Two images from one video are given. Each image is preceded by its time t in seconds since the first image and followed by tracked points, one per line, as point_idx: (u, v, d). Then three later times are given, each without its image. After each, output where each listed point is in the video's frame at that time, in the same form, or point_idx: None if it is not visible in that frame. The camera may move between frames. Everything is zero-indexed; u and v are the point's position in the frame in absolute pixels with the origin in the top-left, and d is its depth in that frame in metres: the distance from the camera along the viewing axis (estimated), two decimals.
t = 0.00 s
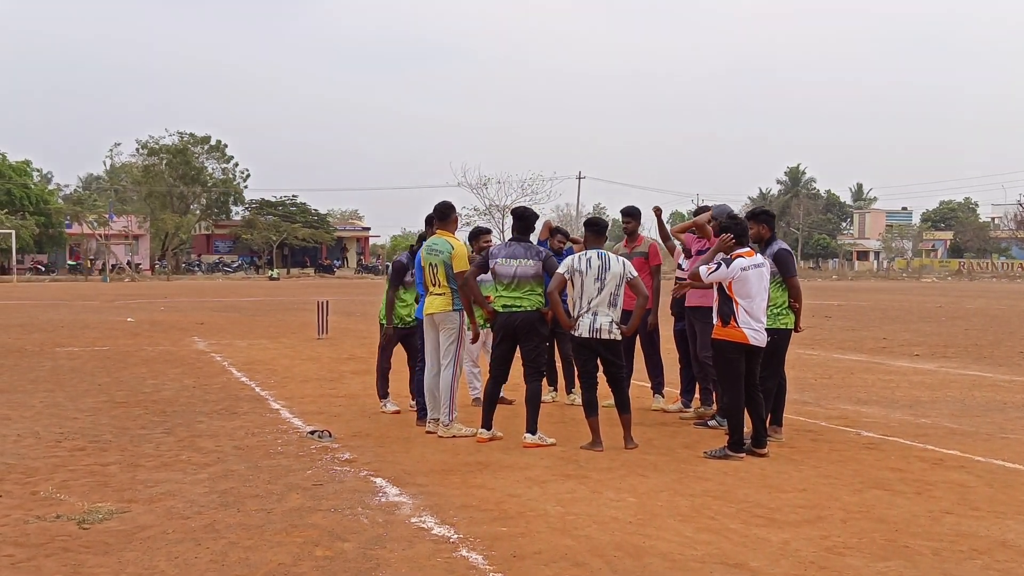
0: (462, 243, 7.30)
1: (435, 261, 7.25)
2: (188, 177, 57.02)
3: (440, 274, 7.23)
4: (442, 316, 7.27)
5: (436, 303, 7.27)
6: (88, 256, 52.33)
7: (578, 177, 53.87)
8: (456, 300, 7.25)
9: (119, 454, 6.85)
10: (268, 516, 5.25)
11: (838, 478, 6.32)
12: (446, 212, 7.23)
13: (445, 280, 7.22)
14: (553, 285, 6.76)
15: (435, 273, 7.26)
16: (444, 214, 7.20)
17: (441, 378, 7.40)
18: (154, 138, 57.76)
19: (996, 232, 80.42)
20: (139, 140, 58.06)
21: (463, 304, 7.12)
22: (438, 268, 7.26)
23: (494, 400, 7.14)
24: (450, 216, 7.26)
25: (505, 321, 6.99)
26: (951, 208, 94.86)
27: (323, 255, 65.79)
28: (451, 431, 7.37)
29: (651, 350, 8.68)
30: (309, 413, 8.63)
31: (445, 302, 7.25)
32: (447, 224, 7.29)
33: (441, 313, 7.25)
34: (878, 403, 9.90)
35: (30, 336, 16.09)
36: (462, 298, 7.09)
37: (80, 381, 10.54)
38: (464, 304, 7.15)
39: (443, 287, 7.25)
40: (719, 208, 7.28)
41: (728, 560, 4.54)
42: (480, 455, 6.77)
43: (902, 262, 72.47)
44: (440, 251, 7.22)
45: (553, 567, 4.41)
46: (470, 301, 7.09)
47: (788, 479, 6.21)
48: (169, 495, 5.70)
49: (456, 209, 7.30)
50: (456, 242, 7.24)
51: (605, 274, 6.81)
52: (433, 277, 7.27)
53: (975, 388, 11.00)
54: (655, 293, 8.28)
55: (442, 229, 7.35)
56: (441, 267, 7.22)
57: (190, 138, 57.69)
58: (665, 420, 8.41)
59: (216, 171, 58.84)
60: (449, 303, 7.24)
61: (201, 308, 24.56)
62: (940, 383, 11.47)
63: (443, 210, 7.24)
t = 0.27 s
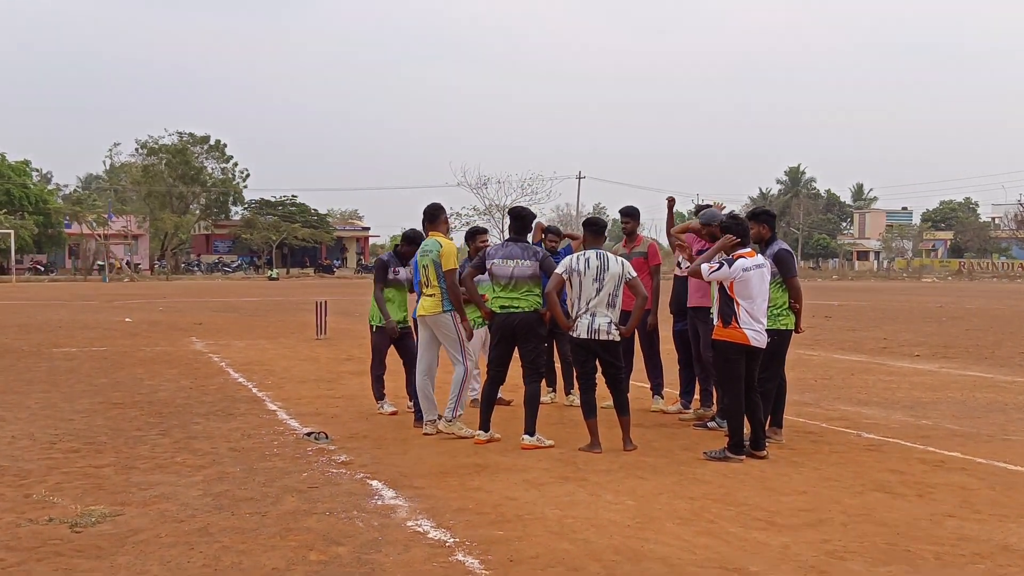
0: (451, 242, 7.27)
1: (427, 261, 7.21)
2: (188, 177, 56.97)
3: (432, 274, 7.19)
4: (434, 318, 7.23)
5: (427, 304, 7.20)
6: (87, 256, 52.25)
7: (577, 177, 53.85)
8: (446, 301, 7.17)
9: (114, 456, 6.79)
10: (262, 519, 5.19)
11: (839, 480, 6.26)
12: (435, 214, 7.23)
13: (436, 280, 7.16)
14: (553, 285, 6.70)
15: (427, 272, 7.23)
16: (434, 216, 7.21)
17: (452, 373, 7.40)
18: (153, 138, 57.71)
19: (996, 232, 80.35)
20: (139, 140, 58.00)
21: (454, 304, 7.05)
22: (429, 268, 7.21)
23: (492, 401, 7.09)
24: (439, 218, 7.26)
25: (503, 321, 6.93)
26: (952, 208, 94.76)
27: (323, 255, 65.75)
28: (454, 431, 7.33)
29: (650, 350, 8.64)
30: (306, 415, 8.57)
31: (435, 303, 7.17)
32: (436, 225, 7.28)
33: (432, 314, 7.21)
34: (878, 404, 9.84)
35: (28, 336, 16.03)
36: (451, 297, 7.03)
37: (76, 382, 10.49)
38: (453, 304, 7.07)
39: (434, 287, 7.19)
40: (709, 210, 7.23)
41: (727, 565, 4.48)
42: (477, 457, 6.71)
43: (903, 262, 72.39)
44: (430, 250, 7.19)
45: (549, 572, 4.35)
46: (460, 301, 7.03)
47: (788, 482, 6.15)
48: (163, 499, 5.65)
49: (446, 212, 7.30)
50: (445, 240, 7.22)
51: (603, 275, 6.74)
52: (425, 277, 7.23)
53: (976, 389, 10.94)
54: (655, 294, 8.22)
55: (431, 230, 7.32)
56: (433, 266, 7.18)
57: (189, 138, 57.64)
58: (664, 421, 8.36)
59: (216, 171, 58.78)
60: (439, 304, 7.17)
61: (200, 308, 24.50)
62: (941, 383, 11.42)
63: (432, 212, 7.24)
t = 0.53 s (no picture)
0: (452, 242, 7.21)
1: (428, 261, 7.15)
2: (187, 177, 56.93)
3: (433, 274, 7.12)
4: (435, 318, 7.18)
5: (428, 303, 7.17)
6: (87, 256, 52.18)
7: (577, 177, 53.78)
8: (447, 301, 7.13)
9: (110, 458, 6.73)
10: (258, 522, 5.14)
11: (841, 482, 6.21)
12: (434, 213, 7.21)
13: (438, 280, 7.11)
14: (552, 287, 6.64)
15: (427, 273, 7.17)
16: (433, 215, 7.18)
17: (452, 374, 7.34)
18: (153, 137, 57.66)
19: (997, 231, 80.27)
20: (138, 140, 57.95)
21: (455, 305, 7.01)
22: (430, 268, 7.15)
23: (490, 403, 7.03)
24: (438, 218, 7.23)
25: (501, 322, 6.87)
26: (953, 208, 94.68)
27: (323, 254, 65.71)
28: (456, 434, 7.26)
29: (650, 351, 8.58)
30: (304, 416, 8.52)
31: (437, 303, 7.14)
32: (435, 225, 7.23)
33: (433, 313, 7.17)
34: (880, 405, 9.78)
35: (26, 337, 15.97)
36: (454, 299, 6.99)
37: (74, 383, 10.44)
38: (455, 303, 7.02)
39: (435, 288, 7.14)
40: (710, 205, 7.20)
41: (729, 570, 4.43)
42: (476, 459, 6.66)
43: (903, 262, 72.33)
44: (430, 250, 7.13)
45: None
46: (461, 302, 6.98)
47: (789, 484, 6.10)
48: (159, 502, 5.59)
49: (445, 211, 7.25)
50: (445, 239, 7.15)
51: (602, 275, 6.68)
52: (426, 277, 7.17)
53: (978, 390, 10.88)
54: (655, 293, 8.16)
55: (430, 230, 7.26)
56: (433, 266, 7.11)
57: (189, 137, 57.59)
58: (664, 423, 8.30)
59: (216, 171, 58.73)
60: (441, 303, 7.14)
61: (199, 308, 24.45)
62: (943, 384, 11.36)
63: (431, 211, 7.20)
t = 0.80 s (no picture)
0: (459, 244, 7.22)
1: (435, 263, 7.13)
2: (187, 177, 56.93)
3: (440, 275, 7.10)
4: (444, 318, 7.17)
5: (437, 304, 7.15)
6: (86, 256, 52.14)
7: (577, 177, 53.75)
8: (456, 302, 7.12)
9: (111, 459, 6.70)
10: (261, 524, 5.11)
11: (845, 484, 6.18)
12: (443, 211, 7.18)
13: (446, 282, 7.08)
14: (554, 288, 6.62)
15: (434, 274, 7.14)
16: (441, 215, 7.16)
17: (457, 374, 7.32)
18: (153, 138, 57.64)
19: (996, 232, 80.28)
20: (138, 140, 57.94)
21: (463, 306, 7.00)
22: (437, 269, 7.13)
23: (492, 404, 7.01)
24: (447, 216, 7.21)
25: (500, 322, 6.85)
26: (952, 208, 94.66)
27: (323, 254, 65.69)
28: (459, 435, 7.23)
29: (652, 351, 8.55)
30: (306, 416, 8.49)
31: (446, 304, 7.12)
32: (444, 225, 7.24)
33: (441, 315, 7.15)
34: (883, 406, 9.75)
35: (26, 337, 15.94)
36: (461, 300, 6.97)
37: (74, 383, 10.41)
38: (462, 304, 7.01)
39: (443, 289, 7.12)
40: (714, 205, 7.15)
41: (735, 572, 4.40)
42: (479, 460, 6.62)
43: (902, 262, 72.33)
44: (438, 251, 7.11)
45: None
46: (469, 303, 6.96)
47: (794, 486, 6.06)
48: (161, 503, 5.56)
49: (455, 211, 7.25)
50: (452, 242, 7.16)
51: (607, 275, 6.66)
52: (433, 279, 7.14)
53: (981, 390, 10.85)
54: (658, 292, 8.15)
55: (438, 231, 7.25)
56: (441, 268, 7.09)
57: (188, 138, 57.57)
58: (668, 424, 8.26)
59: (215, 171, 58.71)
60: (450, 304, 7.12)
61: (199, 308, 24.43)
62: (946, 384, 11.33)
63: (439, 210, 7.19)
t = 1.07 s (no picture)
0: (469, 246, 7.24)
1: (444, 262, 7.11)
2: (187, 177, 56.91)
3: (449, 275, 7.08)
4: (453, 318, 7.13)
5: (447, 304, 7.11)
6: (87, 256, 52.12)
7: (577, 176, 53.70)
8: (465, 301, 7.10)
9: (116, 459, 6.68)
10: (268, 525, 5.09)
11: (853, 484, 6.16)
12: (456, 211, 7.18)
13: (455, 281, 7.06)
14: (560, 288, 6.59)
15: (444, 273, 7.13)
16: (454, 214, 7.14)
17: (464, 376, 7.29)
18: (153, 138, 57.62)
19: (997, 231, 80.24)
20: (138, 140, 57.91)
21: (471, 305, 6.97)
22: (446, 269, 7.11)
23: (498, 404, 6.99)
24: (459, 215, 7.21)
25: (506, 322, 6.84)
26: (953, 208, 94.60)
27: (323, 254, 65.67)
28: (465, 435, 7.21)
29: (658, 351, 8.53)
30: (311, 416, 8.47)
31: (456, 304, 7.09)
32: (454, 225, 7.22)
33: (451, 314, 7.12)
34: (888, 405, 9.73)
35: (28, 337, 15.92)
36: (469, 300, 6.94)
37: (78, 383, 10.39)
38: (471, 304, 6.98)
39: (453, 289, 7.10)
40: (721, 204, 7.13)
41: (746, 573, 4.38)
42: (486, 460, 6.60)
43: (903, 262, 72.30)
44: (448, 251, 7.10)
45: None
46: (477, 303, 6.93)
47: (802, 486, 6.04)
48: (167, 503, 5.54)
49: (468, 210, 7.23)
50: (462, 244, 7.17)
51: (614, 275, 6.63)
52: (442, 278, 7.12)
53: (986, 390, 10.82)
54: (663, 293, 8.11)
55: (450, 230, 7.25)
56: (450, 267, 7.08)
57: (189, 137, 57.54)
58: (673, 424, 8.24)
59: (216, 171, 58.69)
60: (460, 303, 7.10)
61: (200, 308, 24.41)
62: (950, 384, 11.31)
63: (451, 209, 7.17)
